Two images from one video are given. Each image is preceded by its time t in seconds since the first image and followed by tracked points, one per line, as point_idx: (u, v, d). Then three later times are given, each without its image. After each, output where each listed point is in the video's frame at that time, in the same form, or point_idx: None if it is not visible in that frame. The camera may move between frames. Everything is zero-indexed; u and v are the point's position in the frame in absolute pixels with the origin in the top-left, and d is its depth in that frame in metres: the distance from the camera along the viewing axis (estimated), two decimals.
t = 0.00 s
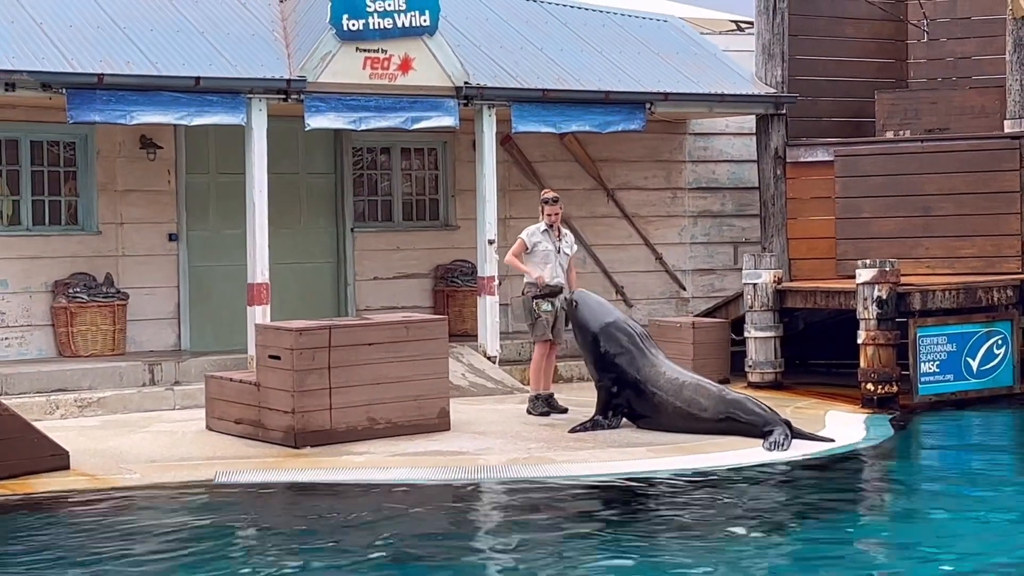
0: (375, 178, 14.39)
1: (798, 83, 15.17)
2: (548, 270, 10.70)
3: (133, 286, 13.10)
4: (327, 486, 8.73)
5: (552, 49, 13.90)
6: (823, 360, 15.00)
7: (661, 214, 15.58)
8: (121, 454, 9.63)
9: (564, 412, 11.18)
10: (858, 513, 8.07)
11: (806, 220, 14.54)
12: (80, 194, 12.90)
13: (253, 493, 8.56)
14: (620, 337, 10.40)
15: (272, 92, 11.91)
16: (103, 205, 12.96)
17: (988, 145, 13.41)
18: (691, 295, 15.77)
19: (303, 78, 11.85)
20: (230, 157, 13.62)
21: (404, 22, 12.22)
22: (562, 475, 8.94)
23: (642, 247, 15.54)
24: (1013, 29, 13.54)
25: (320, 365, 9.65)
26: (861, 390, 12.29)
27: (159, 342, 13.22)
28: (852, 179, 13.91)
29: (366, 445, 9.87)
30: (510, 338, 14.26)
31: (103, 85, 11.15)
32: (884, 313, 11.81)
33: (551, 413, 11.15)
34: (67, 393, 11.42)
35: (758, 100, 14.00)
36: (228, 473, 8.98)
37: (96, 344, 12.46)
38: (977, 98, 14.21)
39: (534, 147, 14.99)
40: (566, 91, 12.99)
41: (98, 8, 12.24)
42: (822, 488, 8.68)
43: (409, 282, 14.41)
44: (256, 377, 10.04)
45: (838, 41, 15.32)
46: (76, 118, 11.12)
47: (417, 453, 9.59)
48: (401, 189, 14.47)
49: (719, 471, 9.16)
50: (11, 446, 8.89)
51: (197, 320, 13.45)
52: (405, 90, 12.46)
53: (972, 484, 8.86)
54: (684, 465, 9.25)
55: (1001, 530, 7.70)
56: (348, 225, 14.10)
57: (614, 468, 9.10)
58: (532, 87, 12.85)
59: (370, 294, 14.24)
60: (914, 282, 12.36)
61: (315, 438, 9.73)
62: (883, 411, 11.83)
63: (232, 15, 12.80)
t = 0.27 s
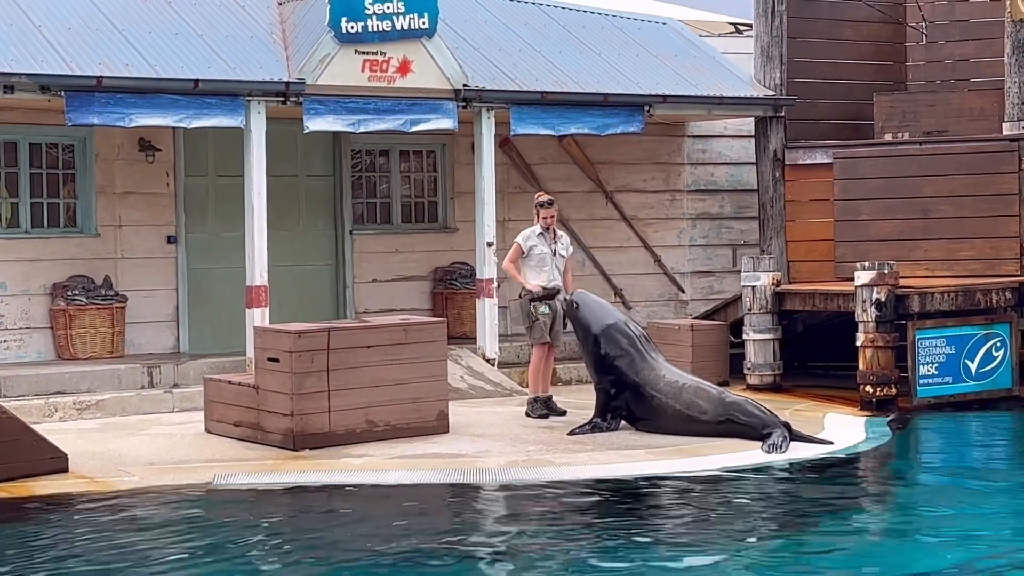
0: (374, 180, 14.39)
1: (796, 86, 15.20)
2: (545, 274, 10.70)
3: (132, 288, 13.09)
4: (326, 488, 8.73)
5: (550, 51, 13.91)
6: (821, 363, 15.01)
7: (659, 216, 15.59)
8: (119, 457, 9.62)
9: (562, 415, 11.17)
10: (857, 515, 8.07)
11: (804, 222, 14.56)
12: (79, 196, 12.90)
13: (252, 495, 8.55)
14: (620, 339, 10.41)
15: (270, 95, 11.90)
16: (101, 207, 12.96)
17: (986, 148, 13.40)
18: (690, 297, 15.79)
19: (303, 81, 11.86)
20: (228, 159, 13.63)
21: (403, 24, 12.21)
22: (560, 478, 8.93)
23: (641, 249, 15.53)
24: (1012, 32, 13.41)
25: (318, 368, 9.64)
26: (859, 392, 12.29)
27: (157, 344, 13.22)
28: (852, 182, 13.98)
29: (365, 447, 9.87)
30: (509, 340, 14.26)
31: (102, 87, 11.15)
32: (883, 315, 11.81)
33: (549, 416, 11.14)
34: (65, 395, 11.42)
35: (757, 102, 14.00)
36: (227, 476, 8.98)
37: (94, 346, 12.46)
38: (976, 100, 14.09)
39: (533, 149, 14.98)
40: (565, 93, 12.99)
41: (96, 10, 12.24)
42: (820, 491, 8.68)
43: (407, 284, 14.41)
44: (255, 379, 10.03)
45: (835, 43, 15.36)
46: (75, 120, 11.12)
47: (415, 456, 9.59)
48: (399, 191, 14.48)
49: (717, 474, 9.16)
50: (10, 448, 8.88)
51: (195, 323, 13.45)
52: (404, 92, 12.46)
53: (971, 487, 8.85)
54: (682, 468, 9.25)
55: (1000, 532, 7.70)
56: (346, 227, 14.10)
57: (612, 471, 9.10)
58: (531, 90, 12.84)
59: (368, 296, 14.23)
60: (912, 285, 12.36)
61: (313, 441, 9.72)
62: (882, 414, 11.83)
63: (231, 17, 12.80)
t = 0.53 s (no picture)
0: (373, 183, 14.39)
1: (795, 88, 15.20)
2: (542, 276, 10.68)
3: (131, 290, 13.09)
4: (325, 491, 8.73)
5: (550, 54, 13.91)
6: (820, 365, 15.01)
7: (659, 219, 15.59)
8: (118, 459, 9.62)
9: (561, 417, 11.18)
10: (857, 518, 8.07)
11: (804, 225, 14.59)
12: (78, 199, 12.89)
13: (251, 497, 8.55)
14: (621, 341, 10.43)
15: (270, 97, 11.90)
16: (101, 210, 12.96)
17: (985, 150, 13.39)
18: (689, 300, 15.78)
19: (302, 83, 11.87)
20: (227, 162, 13.64)
21: (402, 27, 12.22)
22: (560, 480, 8.93)
23: (640, 252, 15.53)
24: (1011, 34, 13.45)
25: (317, 370, 9.64)
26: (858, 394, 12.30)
27: (156, 346, 13.21)
28: (851, 184, 13.99)
29: (364, 450, 9.87)
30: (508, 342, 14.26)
31: (101, 90, 11.14)
32: (882, 317, 11.82)
33: (548, 419, 11.14)
34: (64, 398, 11.42)
35: (756, 105, 14.01)
36: (226, 478, 8.98)
37: (93, 348, 12.46)
38: (974, 103, 14.06)
39: (532, 152, 14.98)
40: (564, 96, 12.99)
41: (96, 12, 12.24)
42: (820, 493, 8.68)
43: (407, 287, 14.41)
44: (254, 382, 10.03)
45: (834, 46, 15.38)
46: (74, 123, 11.11)
47: (415, 458, 9.59)
48: (399, 194, 14.48)
49: (717, 476, 9.16)
50: (9, 451, 8.88)
51: (194, 325, 13.45)
52: (403, 95, 12.45)
53: (971, 489, 8.85)
54: (682, 470, 9.25)
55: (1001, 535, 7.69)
56: (346, 230, 14.10)
57: (611, 473, 9.10)
58: (530, 92, 12.84)
59: (368, 299, 14.22)
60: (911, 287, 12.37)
61: (312, 443, 9.72)
62: (881, 416, 11.83)
63: (230, 19, 12.80)
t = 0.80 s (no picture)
0: (373, 186, 14.40)
1: (794, 91, 15.20)
2: (540, 279, 10.66)
3: (130, 293, 13.09)
4: (324, 494, 8.73)
5: (550, 57, 13.92)
6: (820, 368, 15.01)
7: (659, 222, 15.59)
8: (118, 462, 9.62)
9: (560, 420, 11.18)
10: (856, 520, 8.06)
11: (804, 228, 14.67)
12: (78, 202, 12.90)
13: (250, 500, 8.55)
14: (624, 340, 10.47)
15: (269, 100, 11.91)
16: (101, 212, 12.97)
17: (984, 153, 13.39)
18: (689, 303, 15.77)
19: (301, 86, 11.88)
20: (227, 165, 13.64)
21: (401, 30, 12.22)
22: (559, 483, 8.93)
23: (640, 255, 15.55)
24: (1010, 37, 13.47)
25: (316, 373, 9.65)
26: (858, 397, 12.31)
27: (156, 349, 13.22)
28: (849, 187, 14.00)
29: (363, 453, 9.86)
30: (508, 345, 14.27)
31: (101, 93, 11.15)
32: (881, 320, 11.82)
33: (548, 421, 11.14)
34: (64, 400, 11.42)
35: (756, 108, 14.01)
36: (225, 481, 8.98)
37: (93, 351, 12.47)
38: (975, 106, 14.12)
39: (532, 155, 14.98)
40: (563, 99, 12.99)
41: (96, 15, 12.25)
42: (819, 496, 8.68)
43: (407, 290, 14.41)
44: (254, 385, 10.03)
45: (834, 49, 15.38)
46: (74, 126, 11.12)
47: (414, 461, 9.59)
48: (398, 197, 14.49)
49: (716, 479, 9.16)
50: (9, 454, 8.89)
51: (194, 328, 13.45)
52: (403, 98, 12.45)
53: (971, 492, 8.84)
54: (681, 473, 9.24)
55: (1000, 538, 7.69)
56: (346, 233, 14.10)
57: (610, 476, 9.10)
58: (530, 95, 12.85)
59: (367, 301, 14.23)
60: (911, 290, 12.37)
61: (311, 446, 9.72)
62: (880, 419, 11.83)
63: (230, 22, 12.81)
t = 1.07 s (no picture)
0: (372, 189, 14.40)
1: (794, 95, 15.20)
2: (541, 282, 10.66)
3: (130, 297, 13.09)
4: (324, 497, 8.73)
5: (550, 60, 13.92)
6: (820, 372, 15.01)
7: (658, 225, 15.59)
8: (117, 466, 9.61)
9: (560, 423, 11.19)
10: (857, 524, 8.07)
11: (803, 231, 14.59)
12: (77, 205, 12.90)
13: (251, 503, 8.55)
14: (637, 342, 10.45)
15: (269, 104, 11.91)
16: (100, 216, 12.97)
17: (984, 157, 13.41)
18: (689, 306, 15.76)
19: (301, 89, 11.88)
20: (227, 168, 13.62)
21: (401, 33, 12.23)
22: (558, 487, 8.93)
23: (640, 258, 15.55)
24: (1009, 40, 13.47)
25: (316, 376, 9.65)
26: (858, 401, 12.32)
27: (156, 352, 13.22)
28: (849, 191, 13.99)
29: (363, 456, 9.86)
30: (507, 349, 14.27)
31: (101, 96, 11.15)
32: (881, 324, 11.82)
33: (547, 425, 11.14)
34: (64, 404, 11.42)
35: (756, 112, 14.01)
36: (225, 485, 8.97)
37: (93, 354, 12.46)
38: (974, 110, 14.15)
39: (531, 158, 14.99)
40: (563, 102, 13.00)
41: (95, 18, 12.26)
42: (820, 499, 8.68)
43: (406, 293, 14.41)
44: (253, 388, 10.03)
45: (834, 53, 15.38)
46: (74, 129, 11.13)
47: (414, 464, 9.59)
48: (398, 201, 14.48)
49: (716, 483, 9.15)
50: (9, 457, 8.88)
51: (194, 332, 13.43)
52: (403, 101, 12.46)
53: (971, 496, 8.84)
54: (680, 477, 9.24)
55: (1001, 542, 7.68)
56: (345, 236, 14.10)
57: (610, 480, 9.09)
58: (530, 99, 12.86)
59: (367, 305, 14.23)
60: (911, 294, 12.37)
61: (311, 450, 9.71)
62: (880, 422, 11.87)
63: (230, 26, 12.81)
